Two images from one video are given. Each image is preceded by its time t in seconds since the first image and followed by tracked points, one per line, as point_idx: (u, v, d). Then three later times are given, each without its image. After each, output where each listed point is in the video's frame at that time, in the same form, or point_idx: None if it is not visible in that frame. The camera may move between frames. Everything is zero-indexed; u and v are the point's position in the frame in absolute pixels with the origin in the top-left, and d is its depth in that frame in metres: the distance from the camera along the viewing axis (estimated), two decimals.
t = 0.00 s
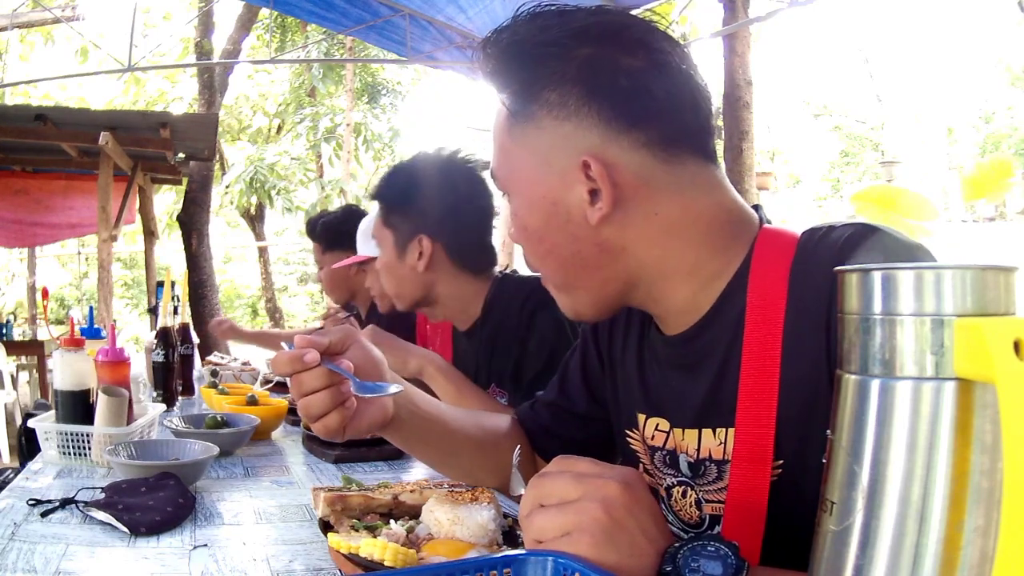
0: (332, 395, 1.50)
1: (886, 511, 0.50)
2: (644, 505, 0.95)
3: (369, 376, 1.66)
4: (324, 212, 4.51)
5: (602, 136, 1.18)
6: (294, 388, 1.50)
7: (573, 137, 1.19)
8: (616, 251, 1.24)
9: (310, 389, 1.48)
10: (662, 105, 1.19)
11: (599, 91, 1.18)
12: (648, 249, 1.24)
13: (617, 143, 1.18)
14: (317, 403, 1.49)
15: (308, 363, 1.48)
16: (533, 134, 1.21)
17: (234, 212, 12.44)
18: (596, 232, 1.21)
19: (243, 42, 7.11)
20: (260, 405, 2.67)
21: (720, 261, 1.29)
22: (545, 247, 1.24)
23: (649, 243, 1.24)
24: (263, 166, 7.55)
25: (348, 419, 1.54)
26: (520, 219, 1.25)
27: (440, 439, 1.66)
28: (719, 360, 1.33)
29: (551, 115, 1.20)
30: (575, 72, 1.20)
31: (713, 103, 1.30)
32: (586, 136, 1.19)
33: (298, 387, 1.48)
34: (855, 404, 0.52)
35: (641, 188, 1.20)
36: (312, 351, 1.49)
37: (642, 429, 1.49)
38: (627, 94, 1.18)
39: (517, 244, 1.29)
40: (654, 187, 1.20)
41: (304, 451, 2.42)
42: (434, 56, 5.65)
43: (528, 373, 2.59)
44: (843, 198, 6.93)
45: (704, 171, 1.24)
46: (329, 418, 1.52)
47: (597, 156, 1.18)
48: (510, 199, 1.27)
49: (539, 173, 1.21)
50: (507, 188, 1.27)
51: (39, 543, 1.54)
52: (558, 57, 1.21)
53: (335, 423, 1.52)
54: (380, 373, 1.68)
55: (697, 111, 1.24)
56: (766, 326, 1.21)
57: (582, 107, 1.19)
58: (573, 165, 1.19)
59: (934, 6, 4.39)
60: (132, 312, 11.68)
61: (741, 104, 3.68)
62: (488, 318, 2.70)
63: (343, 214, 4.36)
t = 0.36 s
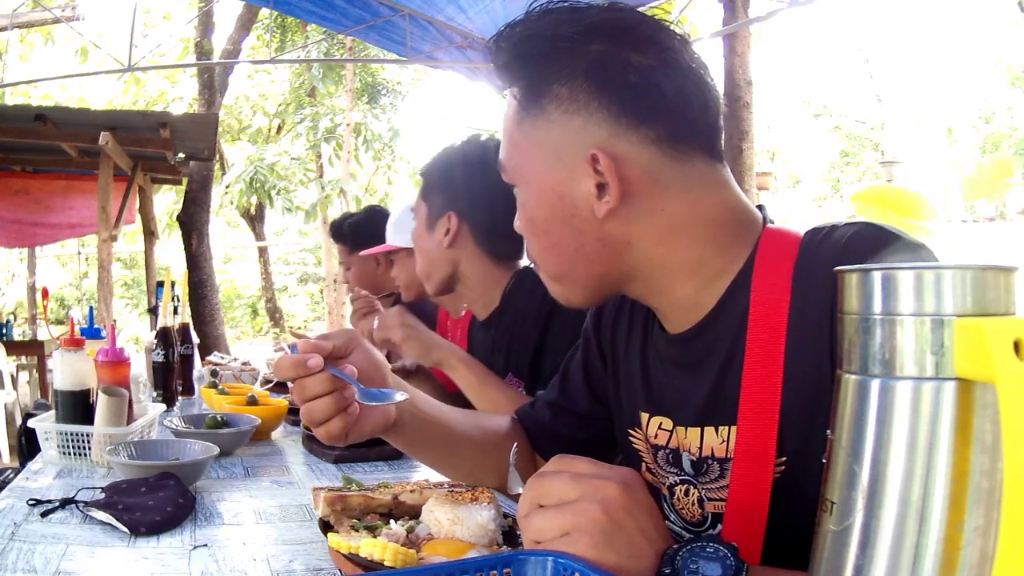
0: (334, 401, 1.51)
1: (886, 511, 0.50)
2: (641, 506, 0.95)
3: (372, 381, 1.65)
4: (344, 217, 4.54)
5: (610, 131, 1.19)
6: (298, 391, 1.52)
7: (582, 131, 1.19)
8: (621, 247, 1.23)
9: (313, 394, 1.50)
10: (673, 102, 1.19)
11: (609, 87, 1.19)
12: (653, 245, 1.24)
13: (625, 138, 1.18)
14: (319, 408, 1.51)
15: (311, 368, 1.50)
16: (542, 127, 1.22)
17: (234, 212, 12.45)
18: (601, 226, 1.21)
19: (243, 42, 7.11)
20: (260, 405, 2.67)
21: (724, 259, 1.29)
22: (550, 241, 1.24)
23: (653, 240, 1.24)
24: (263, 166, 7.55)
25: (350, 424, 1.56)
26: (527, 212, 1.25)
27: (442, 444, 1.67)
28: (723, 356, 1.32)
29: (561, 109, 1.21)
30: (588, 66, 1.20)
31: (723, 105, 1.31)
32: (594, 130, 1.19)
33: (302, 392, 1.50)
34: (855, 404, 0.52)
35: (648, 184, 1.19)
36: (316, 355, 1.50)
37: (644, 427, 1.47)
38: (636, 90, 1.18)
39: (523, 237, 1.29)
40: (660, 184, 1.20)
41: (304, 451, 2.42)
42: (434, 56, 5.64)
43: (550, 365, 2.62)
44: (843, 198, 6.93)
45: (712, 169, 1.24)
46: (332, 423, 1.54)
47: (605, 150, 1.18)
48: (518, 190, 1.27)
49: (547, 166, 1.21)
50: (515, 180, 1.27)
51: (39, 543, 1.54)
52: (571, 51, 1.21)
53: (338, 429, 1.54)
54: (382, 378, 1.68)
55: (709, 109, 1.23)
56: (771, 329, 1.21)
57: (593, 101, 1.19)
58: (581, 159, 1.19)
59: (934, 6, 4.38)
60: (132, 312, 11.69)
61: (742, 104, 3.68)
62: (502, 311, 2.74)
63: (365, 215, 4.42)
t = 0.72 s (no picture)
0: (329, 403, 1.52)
1: (886, 510, 0.50)
2: (639, 506, 0.95)
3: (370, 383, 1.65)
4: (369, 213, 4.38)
5: (640, 115, 1.20)
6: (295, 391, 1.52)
7: (613, 113, 1.21)
8: (644, 229, 1.24)
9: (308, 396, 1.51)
10: (702, 91, 1.21)
11: (641, 72, 1.20)
12: (675, 229, 1.24)
13: (654, 122, 1.20)
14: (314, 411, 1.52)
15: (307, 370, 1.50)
16: (572, 108, 1.23)
17: (234, 212, 12.45)
18: (625, 207, 1.22)
19: (243, 42, 7.11)
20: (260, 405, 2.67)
21: (742, 250, 1.29)
22: (576, 220, 1.24)
23: (675, 224, 1.24)
24: (263, 166, 7.55)
25: (343, 426, 1.58)
26: (553, 191, 1.26)
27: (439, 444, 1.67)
28: (737, 351, 1.31)
29: (592, 91, 1.22)
30: (620, 52, 1.22)
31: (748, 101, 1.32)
32: (624, 113, 1.21)
33: (297, 393, 1.53)
34: (855, 404, 0.52)
35: (673, 168, 1.21)
36: (313, 357, 1.50)
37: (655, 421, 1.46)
38: (668, 78, 1.20)
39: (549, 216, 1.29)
40: (685, 169, 1.21)
41: (304, 452, 2.42)
42: (434, 56, 5.64)
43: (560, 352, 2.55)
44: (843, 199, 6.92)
45: (734, 160, 1.25)
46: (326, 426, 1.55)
47: (633, 133, 1.20)
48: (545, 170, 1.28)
49: (576, 145, 1.23)
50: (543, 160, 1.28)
51: (39, 543, 1.54)
52: (605, 38, 1.24)
53: (330, 431, 1.56)
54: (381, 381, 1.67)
55: (734, 102, 1.25)
56: (784, 317, 1.21)
57: (625, 85, 1.21)
58: (609, 139, 1.21)
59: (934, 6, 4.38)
60: (132, 312, 11.69)
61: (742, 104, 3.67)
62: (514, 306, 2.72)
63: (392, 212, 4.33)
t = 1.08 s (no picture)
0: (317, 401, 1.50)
1: (886, 510, 0.50)
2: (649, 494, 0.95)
3: (358, 385, 1.59)
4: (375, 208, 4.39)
5: (682, 103, 1.29)
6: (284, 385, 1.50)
7: (657, 99, 1.29)
8: (678, 209, 1.30)
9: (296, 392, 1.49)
10: (740, 85, 1.29)
11: (687, 64, 1.29)
12: (707, 211, 1.30)
13: (696, 110, 1.28)
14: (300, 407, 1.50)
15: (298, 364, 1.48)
16: (620, 92, 1.31)
17: (235, 212, 12.46)
18: (663, 185, 1.28)
19: (243, 42, 7.10)
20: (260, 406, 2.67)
21: (773, 236, 1.32)
22: (616, 196, 1.31)
23: (708, 207, 1.29)
24: (263, 166, 7.55)
25: (330, 424, 1.53)
26: (598, 168, 1.32)
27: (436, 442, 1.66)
28: (756, 345, 1.33)
29: (640, 78, 1.30)
30: (667, 45, 1.31)
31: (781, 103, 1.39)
32: (668, 99, 1.29)
33: (286, 385, 1.49)
34: (854, 405, 0.52)
35: (709, 152, 1.27)
36: (306, 352, 1.47)
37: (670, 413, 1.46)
38: (710, 71, 1.29)
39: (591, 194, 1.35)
40: (721, 154, 1.28)
41: (304, 452, 2.42)
42: (434, 56, 5.64)
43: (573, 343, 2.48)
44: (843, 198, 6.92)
45: (767, 152, 1.31)
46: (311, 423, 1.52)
47: (676, 117, 1.28)
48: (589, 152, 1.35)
49: (622, 126, 1.30)
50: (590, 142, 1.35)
51: (39, 543, 1.54)
52: (654, 32, 1.33)
53: (315, 428, 1.51)
54: (371, 382, 1.62)
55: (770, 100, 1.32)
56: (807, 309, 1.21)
57: (670, 74, 1.30)
58: (652, 122, 1.29)
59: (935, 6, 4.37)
60: (132, 312, 11.69)
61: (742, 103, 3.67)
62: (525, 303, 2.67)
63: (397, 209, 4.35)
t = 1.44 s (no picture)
0: (300, 398, 1.48)
1: (886, 510, 0.50)
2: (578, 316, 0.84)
3: (349, 392, 1.55)
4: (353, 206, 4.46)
5: (719, 88, 1.29)
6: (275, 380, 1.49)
7: (696, 84, 1.30)
8: (711, 190, 1.29)
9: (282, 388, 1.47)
10: (775, 75, 1.31)
11: (725, 51, 1.30)
12: (740, 195, 1.29)
13: (733, 96, 1.29)
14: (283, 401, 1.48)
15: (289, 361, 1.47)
16: (658, 76, 1.32)
17: (235, 212, 12.46)
18: (699, 166, 1.28)
19: (243, 42, 7.10)
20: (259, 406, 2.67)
21: (802, 221, 1.32)
22: (653, 176, 1.30)
23: (742, 190, 1.29)
24: (263, 166, 7.55)
25: (310, 423, 1.50)
26: (634, 149, 1.31)
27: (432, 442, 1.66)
28: (766, 336, 1.34)
29: (679, 64, 1.31)
30: (705, 34, 1.32)
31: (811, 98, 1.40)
32: (707, 84, 1.29)
33: (276, 377, 1.48)
34: (855, 404, 0.52)
35: (745, 135, 1.27)
36: (299, 350, 1.47)
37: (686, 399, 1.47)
38: (747, 60, 1.30)
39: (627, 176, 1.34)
40: (756, 138, 1.28)
41: (304, 452, 2.42)
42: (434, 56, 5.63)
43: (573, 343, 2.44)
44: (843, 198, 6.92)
45: (799, 140, 1.32)
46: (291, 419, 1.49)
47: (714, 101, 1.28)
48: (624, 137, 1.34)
49: (661, 108, 1.30)
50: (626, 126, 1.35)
51: (38, 543, 1.54)
52: (693, 23, 1.34)
53: (294, 424, 1.48)
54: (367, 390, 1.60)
55: (801, 91, 1.34)
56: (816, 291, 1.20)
57: (708, 60, 1.31)
58: (690, 104, 1.29)
59: (935, 5, 4.37)
60: (132, 312, 11.69)
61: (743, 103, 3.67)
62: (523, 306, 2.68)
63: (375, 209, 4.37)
